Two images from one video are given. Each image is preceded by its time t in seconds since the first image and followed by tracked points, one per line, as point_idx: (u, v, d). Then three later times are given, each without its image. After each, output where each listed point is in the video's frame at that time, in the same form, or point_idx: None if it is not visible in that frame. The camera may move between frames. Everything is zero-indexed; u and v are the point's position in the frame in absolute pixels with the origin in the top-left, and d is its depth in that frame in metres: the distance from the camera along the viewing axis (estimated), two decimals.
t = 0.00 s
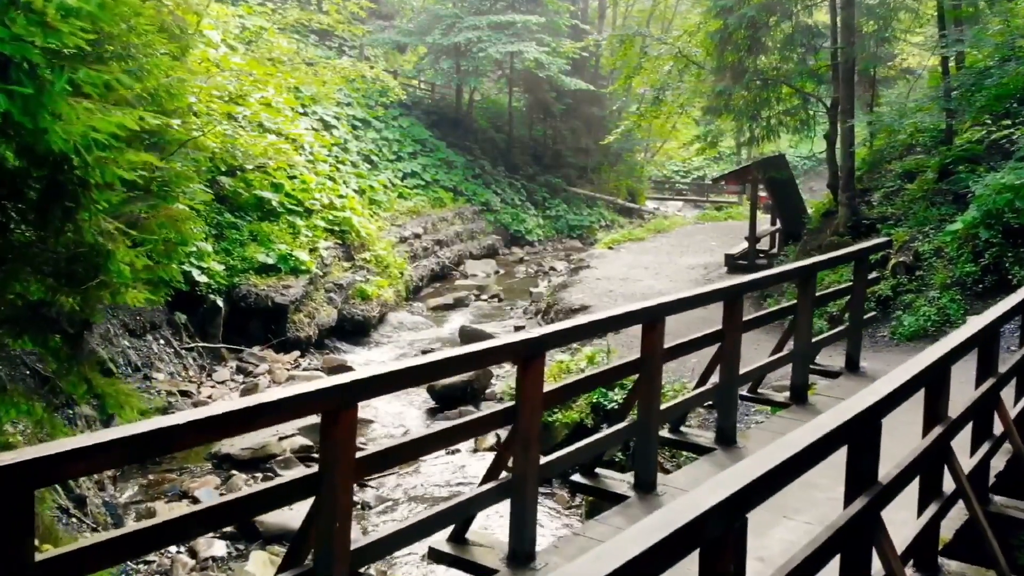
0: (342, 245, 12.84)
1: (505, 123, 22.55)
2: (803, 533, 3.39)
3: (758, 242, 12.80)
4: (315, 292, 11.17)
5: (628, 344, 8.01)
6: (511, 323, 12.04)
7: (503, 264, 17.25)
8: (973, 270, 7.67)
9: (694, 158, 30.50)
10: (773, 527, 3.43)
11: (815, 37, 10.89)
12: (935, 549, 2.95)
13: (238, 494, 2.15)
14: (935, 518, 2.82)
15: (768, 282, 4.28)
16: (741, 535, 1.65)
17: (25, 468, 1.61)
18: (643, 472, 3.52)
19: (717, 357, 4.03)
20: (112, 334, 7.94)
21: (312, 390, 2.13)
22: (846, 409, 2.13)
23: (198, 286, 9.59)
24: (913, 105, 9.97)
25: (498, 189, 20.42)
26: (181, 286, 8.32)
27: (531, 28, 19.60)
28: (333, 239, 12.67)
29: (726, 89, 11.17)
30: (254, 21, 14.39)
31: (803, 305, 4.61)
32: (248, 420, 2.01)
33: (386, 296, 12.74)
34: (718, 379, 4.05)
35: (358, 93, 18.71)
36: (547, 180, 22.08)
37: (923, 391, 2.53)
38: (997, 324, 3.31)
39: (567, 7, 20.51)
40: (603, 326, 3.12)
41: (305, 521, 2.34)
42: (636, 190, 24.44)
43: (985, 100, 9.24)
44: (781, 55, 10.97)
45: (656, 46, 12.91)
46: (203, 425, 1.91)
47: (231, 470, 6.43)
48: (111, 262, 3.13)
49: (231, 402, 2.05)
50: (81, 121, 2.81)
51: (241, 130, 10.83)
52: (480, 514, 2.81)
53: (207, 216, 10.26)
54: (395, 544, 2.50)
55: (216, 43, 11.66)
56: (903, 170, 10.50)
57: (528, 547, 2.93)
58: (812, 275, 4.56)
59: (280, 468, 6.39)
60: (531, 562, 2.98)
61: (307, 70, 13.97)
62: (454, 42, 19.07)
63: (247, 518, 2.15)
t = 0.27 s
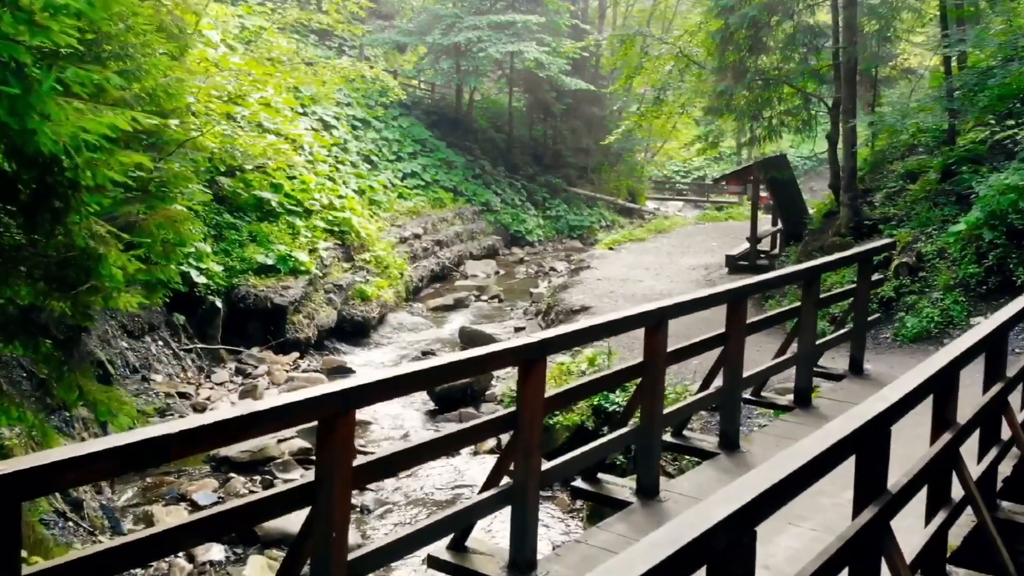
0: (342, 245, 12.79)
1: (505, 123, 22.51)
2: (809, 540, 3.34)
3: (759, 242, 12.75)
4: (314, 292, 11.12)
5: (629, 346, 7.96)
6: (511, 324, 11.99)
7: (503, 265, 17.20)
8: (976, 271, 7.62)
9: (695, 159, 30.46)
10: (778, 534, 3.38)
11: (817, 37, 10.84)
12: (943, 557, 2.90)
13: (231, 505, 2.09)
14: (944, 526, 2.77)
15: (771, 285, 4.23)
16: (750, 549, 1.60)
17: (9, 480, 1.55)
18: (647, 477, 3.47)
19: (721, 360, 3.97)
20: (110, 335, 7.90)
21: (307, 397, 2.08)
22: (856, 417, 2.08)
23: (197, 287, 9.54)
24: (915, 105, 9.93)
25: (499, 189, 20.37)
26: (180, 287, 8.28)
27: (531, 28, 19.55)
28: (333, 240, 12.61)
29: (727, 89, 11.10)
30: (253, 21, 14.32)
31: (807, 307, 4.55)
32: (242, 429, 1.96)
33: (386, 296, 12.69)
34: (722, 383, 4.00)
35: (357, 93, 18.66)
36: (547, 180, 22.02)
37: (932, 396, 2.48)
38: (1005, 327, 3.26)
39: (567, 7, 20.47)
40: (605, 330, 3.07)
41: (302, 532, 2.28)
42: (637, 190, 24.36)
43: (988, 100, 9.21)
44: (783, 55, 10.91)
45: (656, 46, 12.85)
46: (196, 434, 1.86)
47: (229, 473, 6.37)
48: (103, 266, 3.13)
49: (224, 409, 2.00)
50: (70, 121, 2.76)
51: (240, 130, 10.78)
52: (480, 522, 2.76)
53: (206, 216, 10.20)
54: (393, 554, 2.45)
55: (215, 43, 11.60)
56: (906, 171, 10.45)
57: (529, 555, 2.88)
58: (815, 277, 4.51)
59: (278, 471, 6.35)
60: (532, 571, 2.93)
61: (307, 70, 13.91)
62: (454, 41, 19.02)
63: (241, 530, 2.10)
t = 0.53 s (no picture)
0: (341, 246, 12.73)
1: (506, 124, 22.45)
2: (814, 547, 3.28)
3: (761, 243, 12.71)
4: (314, 293, 11.06)
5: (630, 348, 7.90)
6: (511, 325, 11.94)
7: (504, 266, 17.13)
8: (980, 272, 7.56)
9: (695, 159, 30.43)
10: (784, 541, 3.32)
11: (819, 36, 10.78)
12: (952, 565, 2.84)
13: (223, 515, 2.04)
14: (953, 534, 2.72)
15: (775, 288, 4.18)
16: (758, 564, 1.55)
17: None
18: (649, 483, 3.41)
19: (724, 364, 3.92)
20: (108, 336, 7.87)
21: (301, 406, 2.03)
22: (865, 426, 2.02)
23: (195, 288, 9.49)
24: (917, 105, 9.88)
25: (499, 189, 20.32)
26: (178, 288, 8.22)
27: (531, 28, 19.50)
28: (333, 241, 12.55)
29: (729, 88, 11.04)
30: (252, 21, 14.26)
31: (811, 309, 4.50)
32: (234, 438, 1.91)
33: (386, 297, 12.65)
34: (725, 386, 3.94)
35: (357, 93, 18.60)
36: (547, 181, 21.97)
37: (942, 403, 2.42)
38: (1014, 331, 3.21)
39: (567, 7, 20.42)
40: (607, 334, 3.01)
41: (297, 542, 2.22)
42: (639, 191, 24.28)
43: (990, 100, 9.16)
44: (785, 55, 10.85)
45: (657, 45, 12.80)
46: (186, 445, 1.81)
47: (227, 476, 6.32)
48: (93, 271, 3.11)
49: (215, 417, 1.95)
50: (59, 123, 2.72)
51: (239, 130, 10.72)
52: (480, 530, 2.71)
53: (205, 217, 10.14)
54: (391, 564, 2.39)
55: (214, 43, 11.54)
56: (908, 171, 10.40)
57: (529, 563, 2.83)
58: (819, 279, 4.46)
59: (277, 474, 6.30)
60: None
61: (307, 70, 13.85)
62: (454, 41, 18.97)
63: (235, 541, 2.05)
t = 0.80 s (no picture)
0: (341, 246, 12.68)
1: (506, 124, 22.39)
2: (819, 555, 3.23)
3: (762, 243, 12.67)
4: (313, 294, 11.01)
5: (631, 350, 7.85)
6: (511, 326, 11.88)
7: (504, 266, 17.08)
8: (984, 273, 7.51)
9: (696, 159, 30.40)
10: (789, 548, 3.27)
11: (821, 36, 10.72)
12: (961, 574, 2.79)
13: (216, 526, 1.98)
14: (961, 543, 2.67)
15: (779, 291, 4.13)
16: None
17: None
18: (651, 488, 3.35)
19: (727, 368, 3.87)
20: (106, 338, 7.81)
21: (296, 415, 1.98)
22: (874, 436, 1.98)
23: (194, 289, 9.43)
24: (920, 105, 9.83)
25: (499, 189, 20.27)
26: (176, 289, 8.17)
27: (531, 28, 19.45)
28: (332, 241, 12.50)
29: (730, 89, 10.98)
30: (252, 21, 14.20)
31: (815, 312, 4.45)
32: (226, 447, 1.86)
33: (385, 298, 12.61)
34: (727, 391, 3.89)
35: (357, 93, 18.54)
36: (548, 181, 21.92)
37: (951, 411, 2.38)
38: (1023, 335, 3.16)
39: (567, 7, 20.36)
40: (608, 338, 2.96)
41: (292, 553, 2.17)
42: (638, 192, 24.06)
43: (994, 101, 9.11)
44: (786, 55, 10.80)
45: (658, 45, 12.74)
46: (176, 455, 1.75)
47: (225, 479, 6.27)
48: (81, 275, 3.10)
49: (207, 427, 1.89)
50: (47, 123, 2.69)
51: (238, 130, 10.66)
52: (480, 538, 2.65)
53: (203, 218, 10.09)
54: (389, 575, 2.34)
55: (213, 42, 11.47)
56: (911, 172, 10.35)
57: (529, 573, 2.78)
58: (822, 283, 4.41)
59: (275, 477, 6.25)
60: None
61: (307, 70, 13.79)
62: (454, 41, 18.91)
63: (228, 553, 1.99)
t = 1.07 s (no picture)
0: (340, 247, 12.63)
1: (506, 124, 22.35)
2: (825, 563, 3.17)
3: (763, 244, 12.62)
4: (312, 295, 10.96)
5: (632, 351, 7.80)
6: (512, 327, 11.83)
7: (504, 266, 17.03)
8: (987, 275, 7.47)
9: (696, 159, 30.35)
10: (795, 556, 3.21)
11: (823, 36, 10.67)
12: None
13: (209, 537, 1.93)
14: (971, 552, 2.62)
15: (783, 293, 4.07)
16: None
17: None
18: (654, 494, 3.30)
19: (730, 371, 3.82)
20: (105, 339, 7.74)
21: (292, 423, 1.92)
22: (884, 446, 1.93)
23: (192, 290, 9.37)
24: (921, 105, 9.79)
25: (499, 189, 20.22)
26: (174, 290, 8.13)
27: (531, 28, 19.40)
28: (332, 241, 12.44)
29: (731, 89, 10.92)
30: (251, 20, 14.16)
31: (818, 314, 4.40)
32: (221, 457, 1.80)
33: (385, 298, 12.57)
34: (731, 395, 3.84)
35: (356, 93, 18.49)
36: (548, 181, 21.87)
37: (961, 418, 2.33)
38: None
39: (568, 6, 20.31)
40: (609, 343, 2.91)
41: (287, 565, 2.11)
42: (639, 193, 23.98)
43: (996, 101, 9.06)
44: (788, 55, 10.75)
45: (659, 45, 12.70)
46: (167, 466, 1.70)
47: (223, 482, 6.23)
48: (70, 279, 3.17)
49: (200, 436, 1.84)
50: (33, 124, 2.69)
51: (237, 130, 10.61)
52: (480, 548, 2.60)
53: (202, 218, 10.04)
54: None
55: (211, 42, 11.42)
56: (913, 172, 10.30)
57: None
58: (826, 285, 4.36)
59: (274, 480, 6.21)
60: None
61: (306, 69, 13.74)
62: (454, 41, 18.87)
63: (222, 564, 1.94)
